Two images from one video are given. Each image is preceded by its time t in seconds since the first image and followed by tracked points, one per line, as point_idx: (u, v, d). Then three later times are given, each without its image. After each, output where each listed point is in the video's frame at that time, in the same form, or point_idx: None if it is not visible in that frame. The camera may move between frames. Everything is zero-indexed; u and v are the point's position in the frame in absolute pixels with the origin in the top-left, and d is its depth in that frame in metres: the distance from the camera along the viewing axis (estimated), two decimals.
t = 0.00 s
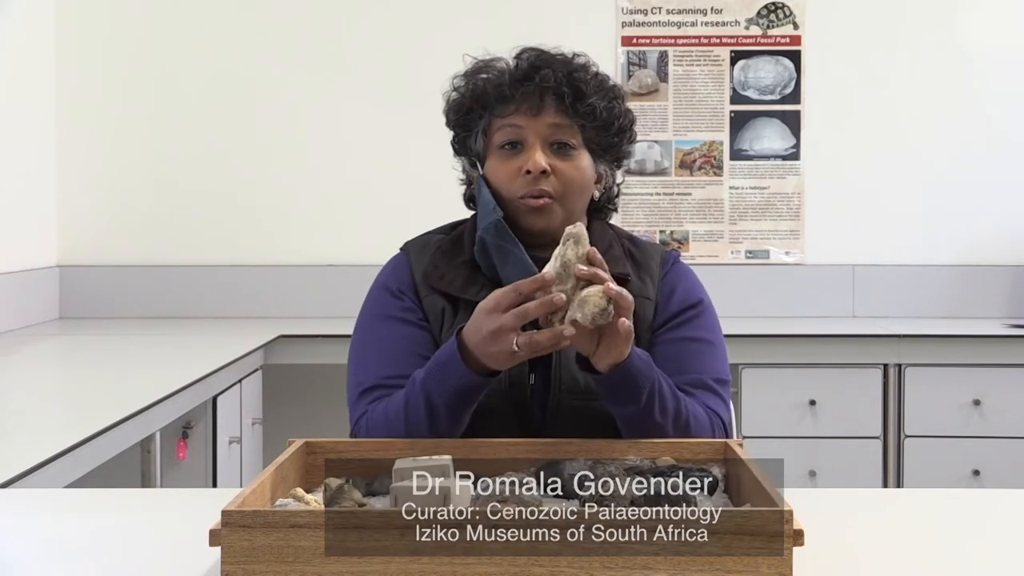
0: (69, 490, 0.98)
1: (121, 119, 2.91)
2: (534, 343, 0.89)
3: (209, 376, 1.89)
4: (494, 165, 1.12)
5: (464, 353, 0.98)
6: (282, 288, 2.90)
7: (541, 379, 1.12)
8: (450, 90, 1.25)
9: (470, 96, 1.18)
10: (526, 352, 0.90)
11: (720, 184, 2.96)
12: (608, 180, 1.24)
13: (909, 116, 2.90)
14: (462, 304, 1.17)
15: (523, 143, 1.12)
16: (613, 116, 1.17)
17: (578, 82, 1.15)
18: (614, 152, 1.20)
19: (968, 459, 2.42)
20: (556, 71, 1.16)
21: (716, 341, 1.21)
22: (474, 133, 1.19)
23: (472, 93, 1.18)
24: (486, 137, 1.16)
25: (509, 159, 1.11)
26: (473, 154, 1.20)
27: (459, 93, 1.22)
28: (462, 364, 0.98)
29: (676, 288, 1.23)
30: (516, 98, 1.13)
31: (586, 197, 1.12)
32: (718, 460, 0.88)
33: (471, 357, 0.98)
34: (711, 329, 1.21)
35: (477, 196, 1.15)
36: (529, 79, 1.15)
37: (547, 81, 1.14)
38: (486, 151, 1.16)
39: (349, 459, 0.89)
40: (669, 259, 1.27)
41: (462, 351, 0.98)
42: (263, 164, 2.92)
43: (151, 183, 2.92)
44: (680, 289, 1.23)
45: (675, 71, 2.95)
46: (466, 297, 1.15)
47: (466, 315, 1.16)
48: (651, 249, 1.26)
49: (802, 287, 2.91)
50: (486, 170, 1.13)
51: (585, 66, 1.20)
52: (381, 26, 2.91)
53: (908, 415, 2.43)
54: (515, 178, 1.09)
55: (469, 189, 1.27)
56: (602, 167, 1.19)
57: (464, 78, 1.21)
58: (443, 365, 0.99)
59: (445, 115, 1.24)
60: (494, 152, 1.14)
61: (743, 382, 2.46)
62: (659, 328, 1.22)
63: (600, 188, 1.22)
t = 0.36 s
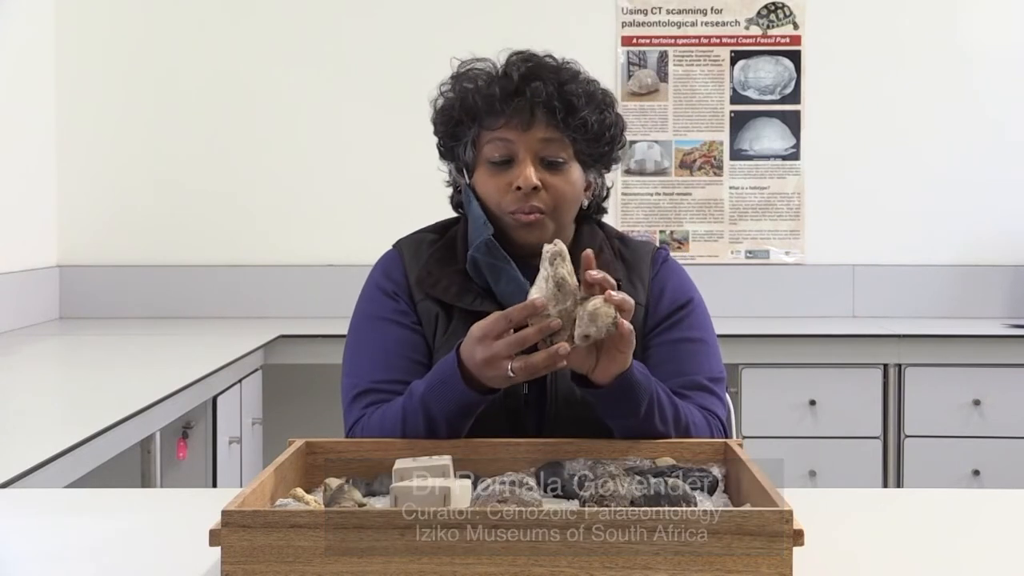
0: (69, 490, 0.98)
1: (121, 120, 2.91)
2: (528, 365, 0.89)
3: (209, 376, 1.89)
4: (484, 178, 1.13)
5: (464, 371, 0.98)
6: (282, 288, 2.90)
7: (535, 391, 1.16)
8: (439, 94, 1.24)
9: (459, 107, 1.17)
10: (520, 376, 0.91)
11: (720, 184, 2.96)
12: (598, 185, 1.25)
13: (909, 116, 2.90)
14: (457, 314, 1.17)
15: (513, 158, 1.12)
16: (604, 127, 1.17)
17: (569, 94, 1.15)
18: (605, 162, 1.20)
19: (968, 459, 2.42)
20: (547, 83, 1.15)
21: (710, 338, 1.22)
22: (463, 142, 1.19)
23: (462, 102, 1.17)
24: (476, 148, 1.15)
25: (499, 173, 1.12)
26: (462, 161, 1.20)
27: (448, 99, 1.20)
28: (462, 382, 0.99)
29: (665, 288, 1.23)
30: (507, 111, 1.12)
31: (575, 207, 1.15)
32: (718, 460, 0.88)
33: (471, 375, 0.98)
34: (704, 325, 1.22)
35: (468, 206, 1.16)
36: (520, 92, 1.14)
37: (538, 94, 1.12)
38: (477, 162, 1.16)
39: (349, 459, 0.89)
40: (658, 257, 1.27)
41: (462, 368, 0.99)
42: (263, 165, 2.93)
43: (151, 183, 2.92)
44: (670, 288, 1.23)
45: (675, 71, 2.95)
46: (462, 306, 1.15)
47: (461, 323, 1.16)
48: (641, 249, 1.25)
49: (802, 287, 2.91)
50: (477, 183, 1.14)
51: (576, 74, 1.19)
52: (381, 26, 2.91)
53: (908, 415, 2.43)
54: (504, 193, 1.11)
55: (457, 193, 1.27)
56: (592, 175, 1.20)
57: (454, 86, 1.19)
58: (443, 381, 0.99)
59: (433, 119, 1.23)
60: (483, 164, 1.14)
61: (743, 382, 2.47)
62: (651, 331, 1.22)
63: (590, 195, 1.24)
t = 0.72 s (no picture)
0: (69, 490, 0.98)
1: (121, 120, 2.91)
2: (511, 355, 0.89)
3: (208, 376, 1.89)
4: (486, 177, 1.12)
5: (446, 364, 0.98)
6: (282, 288, 2.90)
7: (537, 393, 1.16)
8: (445, 91, 1.24)
9: (464, 105, 1.18)
10: (505, 365, 0.91)
11: (720, 184, 2.96)
12: (603, 190, 1.25)
13: (909, 116, 2.90)
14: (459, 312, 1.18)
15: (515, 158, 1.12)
16: (608, 131, 1.17)
17: (574, 95, 1.15)
18: (609, 167, 1.20)
19: (968, 459, 2.42)
20: (553, 84, 1.15)
21: (711, 339, 1.22)
22: (466, 140, 1.19)
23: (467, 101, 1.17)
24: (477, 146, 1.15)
25: (500, 172, 1.11)
26: (465, 159, 1.20)
27: (454, 97, 1.20)
28: (447, 373, 0.98)
29: (667, 288, 1.23)
30: (511, 111, 1.12)
31: (577, 211, 1.14)
32: (719, 460, 0.88)
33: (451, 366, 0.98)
34: (705, 326, 1.22)
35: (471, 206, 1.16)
36: (525, 93, 1.14)
37: (542, 95, 1.13)
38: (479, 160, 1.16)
39: (349, 460, 0.89)
40: (660, 258, 1.27)
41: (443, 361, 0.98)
42: (264, 165, 2.93)
43: (151, 182, 2.92)
44: (672, 288, 1.23)
45: (675, 71, 2.95)
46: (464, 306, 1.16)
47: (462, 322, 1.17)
48: (643, 249, 1.26)
49: (803, 287, 2.91)
50: (478, 182, 1.14)
51: (583, 78, 1.18)
52: (381, 26, 2.91)
53: (908, 415, 2.43)
54: (505, 193, 1.10)
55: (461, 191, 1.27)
56: (595, 178, 1.19)
57: (460, 84, 1.20)
58: (426, 375, 0.99)
59: (438, 116, 1.23)
60: (485, 164, 1.13)
61: (743, 382, 2.47)
62: (653, 331, 1.22)
63: (592, 200, 1.24)
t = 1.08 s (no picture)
0: (69, 490, 0.98)
1: (121, 120, 2.91)
2: (511, 341, 0.89)
3: (208, 376, 1.89)
4: (487, 170, 1.13)
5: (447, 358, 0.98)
6: (281, 288, 2.90)
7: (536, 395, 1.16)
8: (460, 85, 1.25)
9: (474, 99, 1.18)
10: (505, 353, 0.91)
11: (720, 184, 2.96)
12: (608, 203, 1.25)
13: (909, 117, 2.90)
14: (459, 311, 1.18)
15: (518, 153, 1.12)
16: (615, 138, 1.17)
17: (584, 98, 1.15)
18: (613, 174, 1.20)
19: (968, 459, 2.42)
20: (565, 85, 1.15)
21: (710, 339, 1.22)
22: (473, 134, 1.19)
23: (477, 95, 1.18)
24: (482, 141, 1.16)
25: (502, 167, 1.12)
26: (471, 154, 1.21)
27: (467, 91, 1.21)
28: (447, 367, 0.98)
29: (665, 288, 1.23)
30: (519, 107, 1.12)
31: (575, 214, 1.13)
32: (719, 460, 0.88)
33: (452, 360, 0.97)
34: (703, 326, 1.22)
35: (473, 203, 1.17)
36: (535, 91, 1.14)
37: (552, 93, 1.13)
38: (482, 154, 1.16)
39: (349, 460, 0.89)
40: (659, 258, 1.28)
41: (445, 354, 0.98)
42: (264, 166, 2.93)
43: (151, 182, 2.92)
44: (669, 288, 1.24)
45: (675, 71, 2.95)
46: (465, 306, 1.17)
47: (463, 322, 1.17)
48: (642, 249, 1.27)
49: (802, 287, 2.91)
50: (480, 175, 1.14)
51: (595, 85, 1.18)
52: (381, 26, 2.91)
53: (908, 415, 2.43)
54: (503, 187, 1.10)
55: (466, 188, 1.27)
56: (600, 190, 1.20)
57: (474, 79, 1.21)
58: (427, 372, 0.99)
59: (449, 110, 1.23)
60: (489, 157, 1.14)
61: (743, 382, 2.47)
62: (652, 331, 1.22)
63: (597, 210, 1.24)
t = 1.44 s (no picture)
0: (69, 490, 0.98)
1: (121, 120, 2.91)
2: (509, 341, 0.89)
3: (208, 376, 1.89)
4: (493, 174, 1.13)
5: (446, 359, 0.98)
6: (281, 289, 2.90)
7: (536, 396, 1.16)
8: (460, 86, 1.24)
9: (477, 100, 1.17)
10: (503, 354, 0.91)
11: (720, 184, 2.96)
12: (608, 203, 1.25)
13: (909, 116, 2.90)
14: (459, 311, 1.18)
15: (523, 155, 1.12)
16: (620, 139, 1.17)
17: (588, 100, 1.15)
18: (617, 174, 1.20)
19: (968, 459, 2.42)
20: (569, 87, 1.15)
21: (710, 338, 1.22)
22: (476, 136, 1.19)
23: (479, 97, 1.17)
24: (487, 143, 1.15)
25: (507, 170, 1.12)
26: (474, 156, 1.20)
27: (469, 92, 1.20)
28: (448, 367, 0.98)
29: (665, 288, 1.23)
30: (525, 109, 1.12)
31: (581, 217, 1.14)
32: (719, 460, 0.88)
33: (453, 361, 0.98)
34: (703, 325, 1.22)
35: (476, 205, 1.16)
36: (539, 93, 1.14)
37: (557, 96, 1.13)
38: (487, 157, 1.16)
39: (349, 460, 0.89)
40: (659, 257, 1.28)
41: (445, 355, 0.98)
42: (264, 166, 2.93)
43: (152, 182, 2.92)
44: (669, 287, 1.23)
45: (675, 71, 2.95)
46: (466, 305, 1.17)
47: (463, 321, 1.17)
48: (642, 249, 1.27)
49: (802, 287, 2.91)
50: (485, 178, 1.14)
51: (599, 85, 1.18)
52: (380, 26, 2.91)
53: (908, 415, 2.43)
54: (510, 191, 1.11)
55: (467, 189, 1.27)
56: (601, 190, 1.20)
57: (476, 81, 1.20)
58: (427, 372, 0.99)
59: (450, 112, 1.22)
60: (495, 160, 1.14)
61: (743, 382, 2.47)
62: (652, 331, 1.22)
63: (597, 210, 1.24)
